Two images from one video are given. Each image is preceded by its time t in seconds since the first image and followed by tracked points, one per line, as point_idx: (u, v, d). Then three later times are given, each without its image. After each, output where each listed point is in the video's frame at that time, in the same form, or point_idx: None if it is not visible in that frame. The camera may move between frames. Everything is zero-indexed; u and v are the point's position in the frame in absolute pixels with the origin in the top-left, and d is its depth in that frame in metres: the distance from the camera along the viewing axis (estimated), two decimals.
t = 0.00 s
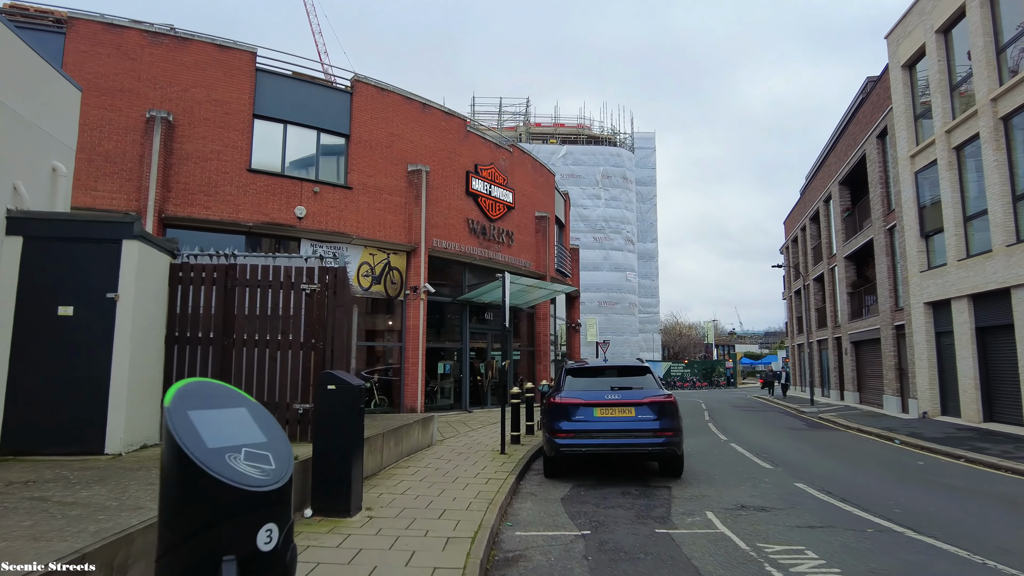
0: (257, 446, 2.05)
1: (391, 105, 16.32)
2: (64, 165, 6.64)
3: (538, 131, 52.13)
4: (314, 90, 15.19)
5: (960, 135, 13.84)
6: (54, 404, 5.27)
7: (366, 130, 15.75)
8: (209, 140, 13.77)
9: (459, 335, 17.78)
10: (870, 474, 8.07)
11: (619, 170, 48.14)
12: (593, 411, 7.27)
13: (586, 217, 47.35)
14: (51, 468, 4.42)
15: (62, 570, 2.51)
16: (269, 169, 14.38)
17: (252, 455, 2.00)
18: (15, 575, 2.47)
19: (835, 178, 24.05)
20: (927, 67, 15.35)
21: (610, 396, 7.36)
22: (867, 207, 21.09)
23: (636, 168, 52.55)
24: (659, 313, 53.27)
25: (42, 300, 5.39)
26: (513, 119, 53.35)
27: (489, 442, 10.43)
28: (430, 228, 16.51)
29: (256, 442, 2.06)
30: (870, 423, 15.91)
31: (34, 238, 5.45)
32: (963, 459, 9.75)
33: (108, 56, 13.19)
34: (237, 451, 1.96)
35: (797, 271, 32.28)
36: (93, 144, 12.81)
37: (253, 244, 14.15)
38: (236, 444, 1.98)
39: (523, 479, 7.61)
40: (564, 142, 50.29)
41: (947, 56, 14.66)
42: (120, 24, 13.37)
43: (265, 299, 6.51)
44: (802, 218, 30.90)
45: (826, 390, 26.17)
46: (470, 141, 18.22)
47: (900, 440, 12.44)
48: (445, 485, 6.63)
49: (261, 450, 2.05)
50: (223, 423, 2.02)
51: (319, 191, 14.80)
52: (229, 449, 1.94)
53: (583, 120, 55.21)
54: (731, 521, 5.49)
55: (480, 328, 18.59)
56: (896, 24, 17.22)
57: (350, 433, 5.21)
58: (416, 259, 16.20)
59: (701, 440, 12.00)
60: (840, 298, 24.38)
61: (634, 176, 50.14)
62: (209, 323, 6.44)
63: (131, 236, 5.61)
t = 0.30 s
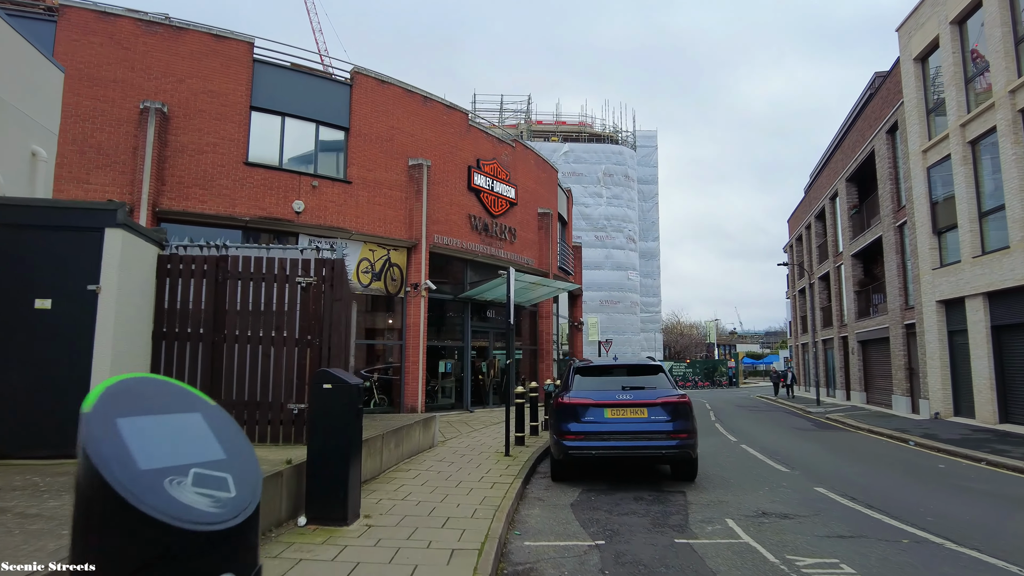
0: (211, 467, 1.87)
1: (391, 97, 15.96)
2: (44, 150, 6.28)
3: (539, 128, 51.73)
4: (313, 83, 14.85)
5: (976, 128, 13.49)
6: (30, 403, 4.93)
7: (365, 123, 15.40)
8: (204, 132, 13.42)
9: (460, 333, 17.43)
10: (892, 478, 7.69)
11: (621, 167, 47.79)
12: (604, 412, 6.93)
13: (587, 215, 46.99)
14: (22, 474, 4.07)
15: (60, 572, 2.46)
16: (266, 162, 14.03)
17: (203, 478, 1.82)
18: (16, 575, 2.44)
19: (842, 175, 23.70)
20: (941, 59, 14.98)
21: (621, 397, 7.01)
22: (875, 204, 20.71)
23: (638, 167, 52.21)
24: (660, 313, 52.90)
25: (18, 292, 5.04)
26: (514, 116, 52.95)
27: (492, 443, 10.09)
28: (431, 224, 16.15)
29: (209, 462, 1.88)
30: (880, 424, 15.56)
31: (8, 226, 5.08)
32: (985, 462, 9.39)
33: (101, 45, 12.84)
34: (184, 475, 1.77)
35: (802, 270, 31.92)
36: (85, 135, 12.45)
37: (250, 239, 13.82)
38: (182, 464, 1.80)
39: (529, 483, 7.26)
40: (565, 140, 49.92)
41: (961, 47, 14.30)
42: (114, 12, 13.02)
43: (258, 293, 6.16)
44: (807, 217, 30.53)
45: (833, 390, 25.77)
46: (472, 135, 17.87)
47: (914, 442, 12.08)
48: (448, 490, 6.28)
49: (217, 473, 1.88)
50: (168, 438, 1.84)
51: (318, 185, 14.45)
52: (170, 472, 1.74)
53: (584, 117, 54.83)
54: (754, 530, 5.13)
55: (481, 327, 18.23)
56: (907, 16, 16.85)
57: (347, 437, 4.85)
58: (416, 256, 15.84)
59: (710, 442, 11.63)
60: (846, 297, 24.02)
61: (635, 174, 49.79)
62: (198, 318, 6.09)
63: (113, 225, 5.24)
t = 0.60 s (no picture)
0: (72, 497, 1.91)
1: (388, 88, 15.60)
2: (15, 131, 5.90)
3: (539, 124, 51.34)
4: (308, 73, 14.50)
5: (987, 120, 13.15)
6: None
7: (361, 114, 15.05)
8: (196, 123, 13.06)
9: (458, 330, 17.10)
10: (909, 479, 7.37)
11: (621, 164, 47.50)
12: (609, 411, 6.60)
13: (587, 212, 46.68)
14: None
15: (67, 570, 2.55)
16: (260, 154, 13.67)
17: (52, 515, 1.86)
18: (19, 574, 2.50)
19: (846, 170, 23.38)
20: (951, 50, 14.62)
21: (627, 394, 6.68)
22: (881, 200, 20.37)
23: (638, 163, 51.88)
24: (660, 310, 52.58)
25: None
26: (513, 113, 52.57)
27: (492, 443, 9.76)
28: (429, 218, 15.81)
29: (78, 491, 1.93)
30: (887, 423, 15.27)
31: None
32: (1001, 462, 9.06)
33: (89, 31, 12.44)
34: (24, 514, 1.82)
35: (804, 267, 31.62)
36: (72, 124, 12.06)
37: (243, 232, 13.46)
38: (34, 497, 1.82)
39: (530, 485, 6.92)
40: (565, 136, 49.56)
41: (973, 37, 13.94)
42: None
43: (244, 284, 5.81)
44: (810, 213, 30.22)
45: (836, 388, 25.49)
46: (471, 128, 17.51)
47: (924, 441, 11.77)
48: (445, 493, 5.95)
49: (77, 503, 1.93)
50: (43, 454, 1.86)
51: (312, 177, 14.09)
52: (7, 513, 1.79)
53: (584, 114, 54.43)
54: (772, 536, 4.80)
55: (480, 323, 17.89)
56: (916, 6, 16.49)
57: (335, 436, 4.52)
58: (414, 250, 15.49)
59: (716, 441, 11.32)
60: (850, 294, 23.72)
61: (635, 171, 49.46)
62: (180, 311, 5.73)
63: (87, 209, 4.89)
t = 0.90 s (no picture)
0: None
1: (384, 80, 15.20)
2: None
3: (538, 122, 50.92)
4: (301, 64, 14.09)
5: (1002, 113, 12.78)
6: None
7: (357, 107, 14.65)
8: (186, 114, 12.64)
9: (457, 329, 16.71)
10: (932, 485, 6.98)
11: (621, 162, 47.15)
12: (616, 413, 6.20)
13: (587, 211, 46.32)
14: None
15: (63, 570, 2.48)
16: (252, 147, 13.27)
17: None
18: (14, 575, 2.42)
19: (851, 166, 23.02)
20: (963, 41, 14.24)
21: (636, 396, 6.28)
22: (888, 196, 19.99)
23: (638, 161, 51.53)
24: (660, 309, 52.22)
25: None
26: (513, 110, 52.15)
27: (492, 445, 9.37)
28: (426, 213, 15.41)
29: None
30: (896, 423, 14.91)
31: None
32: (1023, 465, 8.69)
33: (74, 19, 11.99)
34: None
35: (807, 265, 31.26)
36: (56, 115, 11.61)
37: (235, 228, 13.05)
38: None
39: (532, 492, 6.53)
40: (565, 134, 49.16)
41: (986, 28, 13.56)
42: None
43: (225, 278, 5.40)
44: (813, 210, 29.85)
45: (840, 388, 25.13)
46: (470, 122, 17.12)
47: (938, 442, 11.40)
48: (441, 502, 5.55)
49: None
50: None
51: (306, 171, 13.69)
52: None
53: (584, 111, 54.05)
54: (799, 551, 4.41)
55: (479, 322, 17.49)
56: None
57: (318, 444, 4.13)
58: (411, 247, 15.08)
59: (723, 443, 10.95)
60: (855, 292, 23.37)
61: (635, 169, 49.10)
62: (156, 307, 5.32)
63: (51, 196, 4.49)
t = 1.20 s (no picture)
0: None
1: (383, 70, 14.78)
2: None
3: (539, 118, 50.44)
4: (297, 53, 13.68)
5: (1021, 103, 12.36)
6: None
7: (355, 97, 14.22)
8: (177, 103, 12.22)
9: (458, 326, 16.29)
10: (964, 491, 6.56)
11: (623, 158, 46.75)
12: (630, 415, 5.79)
13: (588, 207, 45.91)
14: None
15: (63, 570, 2.37)
16: (246, 137, 12.85)
17: None
18: (16, 575, 2.38)
19: (858, 161, 22.60)
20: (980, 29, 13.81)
21: (651, 397, 5.87)
22: (899, 191, 19.54)
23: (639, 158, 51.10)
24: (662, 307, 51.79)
25: None
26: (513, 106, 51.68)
27: (495, 447, 8.96)
28: (426, 207, 14.98)
29: None
30: (910, 424, 14.50)
31: None
32: None
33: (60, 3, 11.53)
34: None
35: (812, 262, 30.85)
36: (41, 103, 11.16)
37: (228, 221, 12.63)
38: None
39: (539, 499, 6.13)
40: (566, 130, 48.73)
41: (1005, 15, 13.14)
42: None
43: (207, 268, 4.99)
44: (819, 207, 29.43)
45: (847, 387, 24.71)
46: (471, 113, 16.69)
47: (958, 443, 10.98)
48: (443, 512, 5.13)
49: None
50: None
51: (302, 162, 13.26)
52: None
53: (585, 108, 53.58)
54: (836, 568, 4.01)
55: (479, 319, 17.07)
56: None
57: (307, 450, 3.72)
58: (410, 241, 14.66)
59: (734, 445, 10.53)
60: (862, 289, 22.93)
61: (637, 166, 48.68)
62: (132, 300, 4.90)
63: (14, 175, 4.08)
